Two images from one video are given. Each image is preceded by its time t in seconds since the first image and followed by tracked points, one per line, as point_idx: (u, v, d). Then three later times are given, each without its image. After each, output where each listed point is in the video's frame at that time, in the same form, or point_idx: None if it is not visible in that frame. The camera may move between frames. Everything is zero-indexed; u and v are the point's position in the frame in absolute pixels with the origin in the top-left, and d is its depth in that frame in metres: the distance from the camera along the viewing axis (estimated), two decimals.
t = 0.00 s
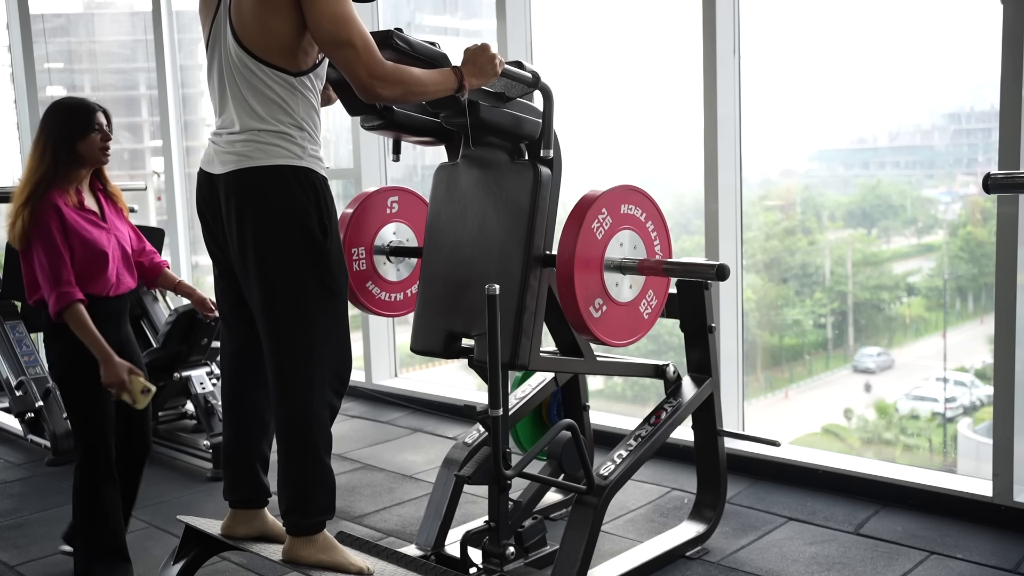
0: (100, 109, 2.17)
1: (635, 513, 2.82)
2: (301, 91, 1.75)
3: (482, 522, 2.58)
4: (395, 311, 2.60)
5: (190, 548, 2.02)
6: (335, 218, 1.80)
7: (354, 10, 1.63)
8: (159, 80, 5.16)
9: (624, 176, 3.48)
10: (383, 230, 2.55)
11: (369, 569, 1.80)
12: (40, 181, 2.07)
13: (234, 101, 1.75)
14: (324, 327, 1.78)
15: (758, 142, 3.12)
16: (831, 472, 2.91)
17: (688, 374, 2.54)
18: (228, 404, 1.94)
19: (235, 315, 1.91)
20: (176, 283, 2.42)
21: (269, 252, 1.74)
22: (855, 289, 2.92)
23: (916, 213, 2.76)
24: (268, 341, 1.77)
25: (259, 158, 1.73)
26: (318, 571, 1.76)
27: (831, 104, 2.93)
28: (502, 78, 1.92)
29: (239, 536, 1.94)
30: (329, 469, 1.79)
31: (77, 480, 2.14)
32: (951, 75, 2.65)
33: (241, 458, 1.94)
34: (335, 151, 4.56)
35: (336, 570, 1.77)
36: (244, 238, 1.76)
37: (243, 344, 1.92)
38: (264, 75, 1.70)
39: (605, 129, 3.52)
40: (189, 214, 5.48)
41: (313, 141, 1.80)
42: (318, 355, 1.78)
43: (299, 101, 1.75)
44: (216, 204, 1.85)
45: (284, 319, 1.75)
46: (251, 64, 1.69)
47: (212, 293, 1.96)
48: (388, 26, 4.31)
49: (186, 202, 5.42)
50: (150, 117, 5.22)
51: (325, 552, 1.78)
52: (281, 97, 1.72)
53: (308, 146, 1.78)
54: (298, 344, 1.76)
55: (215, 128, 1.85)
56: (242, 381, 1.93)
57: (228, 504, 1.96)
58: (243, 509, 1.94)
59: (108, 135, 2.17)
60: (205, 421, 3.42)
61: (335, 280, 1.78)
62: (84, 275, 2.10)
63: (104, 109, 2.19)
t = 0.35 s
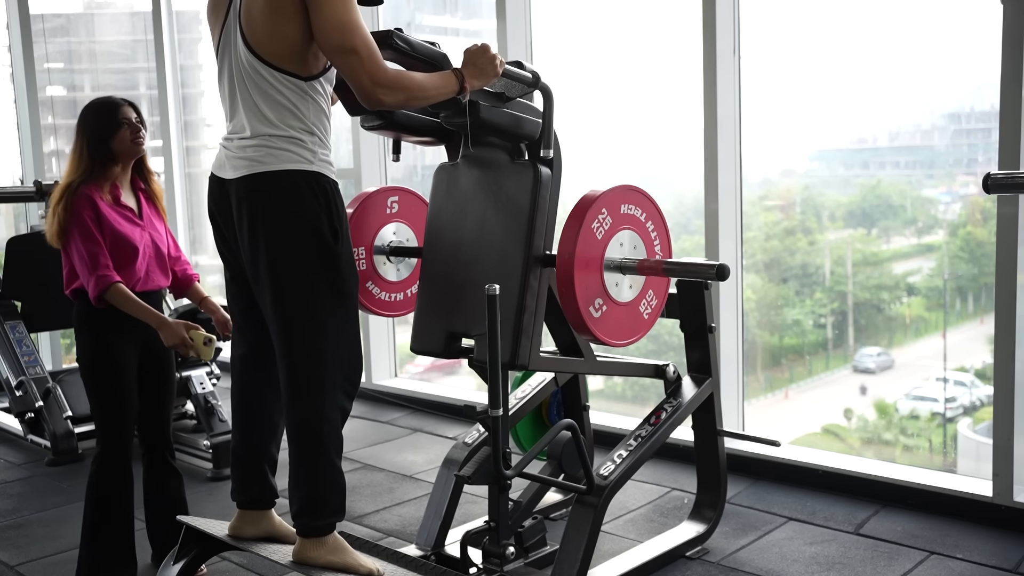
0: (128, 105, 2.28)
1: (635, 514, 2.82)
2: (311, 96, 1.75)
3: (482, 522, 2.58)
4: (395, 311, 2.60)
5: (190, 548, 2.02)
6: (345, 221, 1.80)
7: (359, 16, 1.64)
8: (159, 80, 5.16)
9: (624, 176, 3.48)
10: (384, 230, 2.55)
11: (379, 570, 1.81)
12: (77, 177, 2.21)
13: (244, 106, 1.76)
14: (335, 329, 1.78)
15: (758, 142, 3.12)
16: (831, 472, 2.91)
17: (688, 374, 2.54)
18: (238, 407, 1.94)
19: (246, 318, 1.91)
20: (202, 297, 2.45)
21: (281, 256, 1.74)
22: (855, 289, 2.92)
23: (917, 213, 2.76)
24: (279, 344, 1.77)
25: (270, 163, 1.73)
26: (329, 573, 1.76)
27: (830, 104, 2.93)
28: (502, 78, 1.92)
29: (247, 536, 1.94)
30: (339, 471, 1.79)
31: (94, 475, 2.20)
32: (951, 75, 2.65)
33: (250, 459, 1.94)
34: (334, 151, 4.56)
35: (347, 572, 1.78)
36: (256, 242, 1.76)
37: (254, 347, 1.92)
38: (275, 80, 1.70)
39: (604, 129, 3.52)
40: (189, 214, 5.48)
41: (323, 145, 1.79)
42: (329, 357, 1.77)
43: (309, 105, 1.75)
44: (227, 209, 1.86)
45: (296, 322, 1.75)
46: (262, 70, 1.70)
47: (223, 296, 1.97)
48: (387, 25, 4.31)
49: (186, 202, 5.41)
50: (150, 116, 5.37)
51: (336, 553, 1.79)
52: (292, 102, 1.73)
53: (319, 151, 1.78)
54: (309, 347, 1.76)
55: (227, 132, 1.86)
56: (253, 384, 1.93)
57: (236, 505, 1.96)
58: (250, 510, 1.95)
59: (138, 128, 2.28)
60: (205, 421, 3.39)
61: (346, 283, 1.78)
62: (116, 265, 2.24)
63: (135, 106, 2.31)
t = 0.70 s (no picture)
0: (150, 104, 2.30)
1: (635, 514, 2.82)
2: (318, 102, 1.76)
3: (482, 522, 2.58)
4: (394, 311, 2.60)
5: (190, 548, 2.01)
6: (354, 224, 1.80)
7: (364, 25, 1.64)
8: (159, 80, 5.16)
9: (624, 175, 3.48)
10: (383, 230, 2.55)
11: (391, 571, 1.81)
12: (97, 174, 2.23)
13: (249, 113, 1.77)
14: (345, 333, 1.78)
15: (758, 142, 3.12)
16: (831, 472, 2.91)
17: (688, 374, 2.54)
18: (249, 411, 1.94)
19: (257, 322, 1.92)
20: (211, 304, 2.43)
21: (291, 262, 1.74)
22: (855, 289, 2.92)
23: (916, 213, 2.76)
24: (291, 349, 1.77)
25: (279, 169, 1.74)
26: None
27: (831, 104, 2.93)
28: (502, 78, 1.93)
29: (257, 537, 1.94)
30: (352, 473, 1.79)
31: (122, 480, 2.20)
32: (951, 75, 2.65)
33: (260, 462, 1.94)
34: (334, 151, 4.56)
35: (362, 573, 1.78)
36: (265, 249, 1.77)
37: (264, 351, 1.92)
38: (282, 87, 1.71)
39: (604, 129, 3.52)
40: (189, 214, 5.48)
41: (331, 150, 1.81)
42: (340, 360, 1.77)
43: (316, 111, 1.76)
44: (236, 216, 1.86)
45: (306, 326, 1.75)
46: (268, 77, 1.70)
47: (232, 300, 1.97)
48: (387, 25, 4.31)
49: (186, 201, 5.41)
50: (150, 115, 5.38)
51: (349, 555, 1.79)
52: (299, 109, 1.73)
53: (327, 156, 1.79)
54: (320, 351, 1.75)
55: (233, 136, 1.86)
56: (263, 388, 1.93)
57: (246, 506, 1.97)
58: (260, 511, 1.95)
59: (159, 128, 2.28)
60: (205, 421, 3.39)
61: (354, 286, 1.78)
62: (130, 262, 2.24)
63: (159, 107, 2.33)
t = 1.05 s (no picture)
0: (158, 105, 2.30)
1: (635, 513, 2.82)
2: (329, 110, 1.76)
3: (482, 522, 2.58)
4: (394, 311, 2.60)
5: (190, 548, 2.01)
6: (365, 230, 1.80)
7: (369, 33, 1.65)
8: (160, 80, 5.16)
9: (624, 176, 3.48)
10: (384, 230, 2.55)
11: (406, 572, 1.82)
12: (103, 173, 2.23)
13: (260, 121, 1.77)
14: (360, 339, 1.78)
15: (758, 142, 3.12)
16: (831, 472, 2.91)
17: (688, 374, 2.54)
18: (261, 415, 1.94)
19: (269, 327, 1.92)
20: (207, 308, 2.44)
21: (305, 270, 1.74)
22: (855, 289, 2.92)
23: (916, 213, 2.76)
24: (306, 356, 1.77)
25: (292, 178, 1.74)
26: None
27: (831, 104, 2.93)
28: (502, 78, 1.93)
29: (266, 538, 1.95)
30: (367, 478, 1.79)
31: (120, 481, 2.20)
32: (951, 75, 2.65)
33: (271, 465, 1.95)
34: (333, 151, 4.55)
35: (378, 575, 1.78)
36: (279, 257, 1.77)
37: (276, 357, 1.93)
38: (294, 95, 1.71)
39: (604, 129, 3.52)
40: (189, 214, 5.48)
41: (343, 158, 1.81)
42: (355, 366, 1.77)
43: (328, 119, 1.76)
44: (249, 224, 1.86)
45: (321, 333, 1.75)
46: (279, 86, 1.71)
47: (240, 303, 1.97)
48: (387, 25, 4.31)
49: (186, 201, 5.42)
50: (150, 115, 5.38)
51: (365, 557, 1.79)
52: (311, 117, 1.74)
53: (340, 164, 1.78)
54: (335, 357, 1.76)
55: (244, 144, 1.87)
56: (277, 393, 1.93)
57: (255, 507, 1.97)
58: (269, 512, 1.96)
59: (168, 130, 2.29)
60: (205, 421, 3.39)
61: (368, 292, 1.78)
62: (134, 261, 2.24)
63: (167, 108, 2.33)
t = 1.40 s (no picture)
0: (164, 108, 2.31)
1: (635, 514, 2.82)
2: (344, 123, 1.77)
3: (482, 522, 2.58)
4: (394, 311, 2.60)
5: (190, 548, 2.00)
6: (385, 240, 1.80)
7: (375, 44, 1.66)
8: (160, 80, 5.16)
9: (624, 175, 3.48)
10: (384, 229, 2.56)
11: None
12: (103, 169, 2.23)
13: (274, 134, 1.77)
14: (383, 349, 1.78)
15: (758, 142, 3.12)
16: (831, 472, 2.91)
17: (688, 374, 2.54)
18: (282, 423, 1.94)
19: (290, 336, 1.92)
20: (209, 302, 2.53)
21: (328, 283, 1.74)
22: (855, 289, 2.92)
23: (916, 213, 2.76)
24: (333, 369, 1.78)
25: (312, 192, 1.74)
26: None
27: (831, 104, 2.93)
28: (502, 78, 1.93)
29: (283, 539, 1.95)
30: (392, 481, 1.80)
31: (117, 480, 2.20)
32: (951, 75, 2.65)
33: (289, 470, 1.96)
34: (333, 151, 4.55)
35: None
36: (302, 271, 1.77)
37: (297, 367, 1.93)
38: (309, 111, 1.72)
39: (604, 129, 3.52)
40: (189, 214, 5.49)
41: (361, 169, 1.81)
42: (380, 376, 1.78)
43: (343, 132, 1.77)
44: (269, 237, 1.86)
45: (347, 346, 1.76)
46: (294, 99, 1.72)
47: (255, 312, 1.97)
48: (388, 25, 4.31)
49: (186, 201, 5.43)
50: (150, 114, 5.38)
51: (390, 560, 1.80)
52: (326, 129, 1.74)
53: (358, 175, 1.79)
54: (360, 369, 1.76)
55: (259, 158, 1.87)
56: (299, 403, 1.94)
57: (273, 509, 1.98)
58: (286, 515, 1.97)
59: (170, 131, 2.29)
60: (205, 421, 3.39)
61: (390, 302, 1.78)
62: (129, 260, 2.22)
63: (172, 111, 2.34)
